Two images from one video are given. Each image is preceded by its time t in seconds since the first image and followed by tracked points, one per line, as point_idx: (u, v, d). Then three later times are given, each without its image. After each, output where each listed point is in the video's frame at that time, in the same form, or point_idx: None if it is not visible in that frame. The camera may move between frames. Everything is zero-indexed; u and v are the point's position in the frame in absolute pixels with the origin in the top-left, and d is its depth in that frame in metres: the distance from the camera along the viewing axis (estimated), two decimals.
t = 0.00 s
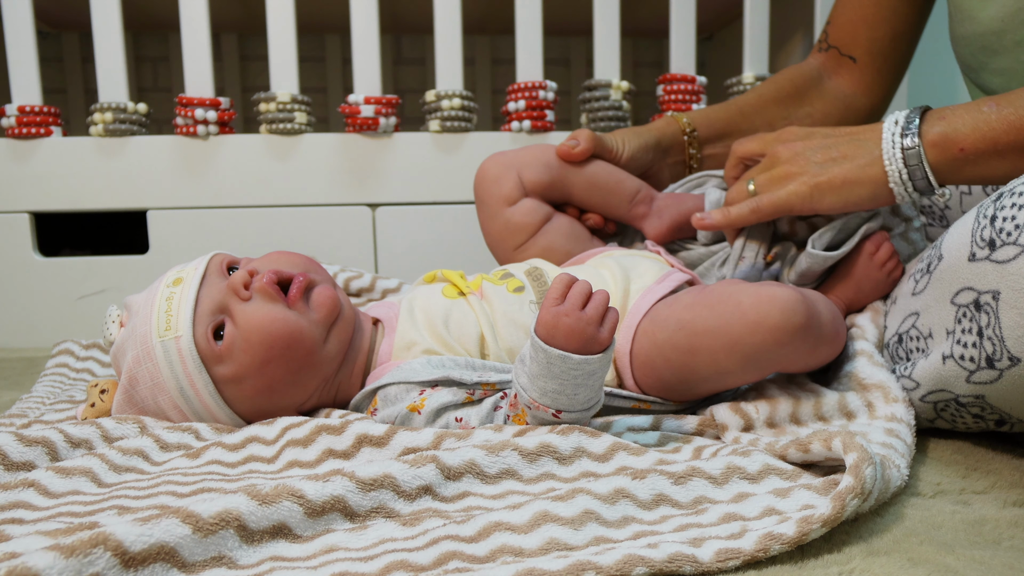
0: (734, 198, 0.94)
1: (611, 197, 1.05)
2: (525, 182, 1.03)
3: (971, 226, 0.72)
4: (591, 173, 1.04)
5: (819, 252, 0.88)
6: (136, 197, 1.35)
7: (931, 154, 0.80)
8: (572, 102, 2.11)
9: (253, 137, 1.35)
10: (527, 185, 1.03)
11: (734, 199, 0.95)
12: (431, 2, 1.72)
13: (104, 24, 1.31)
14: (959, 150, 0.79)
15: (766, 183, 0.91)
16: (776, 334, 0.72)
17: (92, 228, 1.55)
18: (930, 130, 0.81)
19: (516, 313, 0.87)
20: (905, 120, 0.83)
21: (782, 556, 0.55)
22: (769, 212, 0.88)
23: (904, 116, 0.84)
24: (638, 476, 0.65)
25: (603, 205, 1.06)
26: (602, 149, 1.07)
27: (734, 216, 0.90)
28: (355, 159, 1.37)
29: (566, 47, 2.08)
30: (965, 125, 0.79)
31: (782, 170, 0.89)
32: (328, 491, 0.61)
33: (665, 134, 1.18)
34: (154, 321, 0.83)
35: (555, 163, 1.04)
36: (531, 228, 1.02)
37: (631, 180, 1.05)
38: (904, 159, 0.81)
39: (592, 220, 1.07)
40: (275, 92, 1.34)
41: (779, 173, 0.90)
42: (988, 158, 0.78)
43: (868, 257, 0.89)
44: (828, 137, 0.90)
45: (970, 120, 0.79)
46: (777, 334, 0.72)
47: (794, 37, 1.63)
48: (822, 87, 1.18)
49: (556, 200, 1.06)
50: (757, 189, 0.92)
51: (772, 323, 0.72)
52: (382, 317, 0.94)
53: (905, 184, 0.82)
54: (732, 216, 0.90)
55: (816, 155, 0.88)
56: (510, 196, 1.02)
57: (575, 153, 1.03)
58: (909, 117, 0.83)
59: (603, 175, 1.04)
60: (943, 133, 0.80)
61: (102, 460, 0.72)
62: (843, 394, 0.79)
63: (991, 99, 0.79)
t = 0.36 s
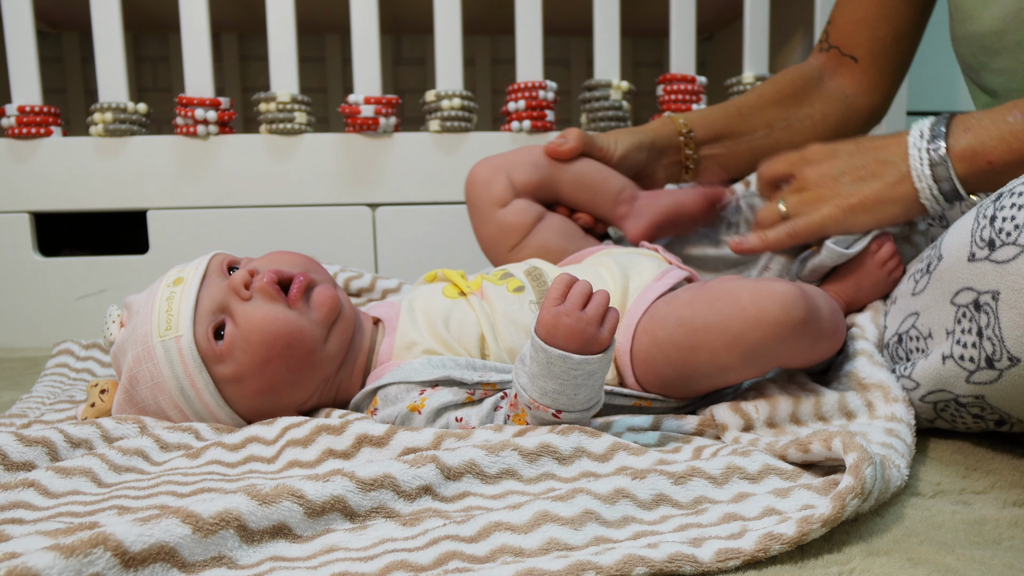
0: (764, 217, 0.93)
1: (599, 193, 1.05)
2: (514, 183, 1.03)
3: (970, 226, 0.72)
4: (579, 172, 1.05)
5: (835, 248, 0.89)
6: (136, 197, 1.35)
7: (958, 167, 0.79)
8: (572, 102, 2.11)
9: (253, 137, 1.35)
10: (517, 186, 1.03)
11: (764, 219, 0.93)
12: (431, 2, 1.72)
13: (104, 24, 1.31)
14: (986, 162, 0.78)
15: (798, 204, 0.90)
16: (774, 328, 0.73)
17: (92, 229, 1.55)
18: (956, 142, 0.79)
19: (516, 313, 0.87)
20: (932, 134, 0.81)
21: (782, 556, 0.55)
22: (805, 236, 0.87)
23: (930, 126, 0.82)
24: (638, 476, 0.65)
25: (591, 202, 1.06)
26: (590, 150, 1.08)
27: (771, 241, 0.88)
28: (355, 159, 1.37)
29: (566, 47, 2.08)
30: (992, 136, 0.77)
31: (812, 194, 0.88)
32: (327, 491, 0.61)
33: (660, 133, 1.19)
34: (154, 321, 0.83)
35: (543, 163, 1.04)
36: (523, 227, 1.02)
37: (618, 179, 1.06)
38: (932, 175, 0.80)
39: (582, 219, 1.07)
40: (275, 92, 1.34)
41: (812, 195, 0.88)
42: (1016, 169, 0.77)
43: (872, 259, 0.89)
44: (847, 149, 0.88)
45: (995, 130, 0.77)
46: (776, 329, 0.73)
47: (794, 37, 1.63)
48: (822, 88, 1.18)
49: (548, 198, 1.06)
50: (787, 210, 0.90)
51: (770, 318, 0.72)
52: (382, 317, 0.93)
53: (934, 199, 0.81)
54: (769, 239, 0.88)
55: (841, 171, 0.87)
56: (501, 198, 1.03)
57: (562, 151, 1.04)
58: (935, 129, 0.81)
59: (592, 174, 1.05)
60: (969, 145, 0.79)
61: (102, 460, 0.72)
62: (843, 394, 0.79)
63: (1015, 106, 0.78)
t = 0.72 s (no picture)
0: (770, 246, 0.97)
1: (600, 176, 1.06)
2: (519, 183, 1.03)
3: (970, 227, 0.72)
4: (575, 159, 1.06)
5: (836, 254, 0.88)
6: (136, 197, 1.35)
7: (957, 182, 0.84)
8: (572, 102, 2.11)
9: (253, 137, 1.35)
10: (521, 184, 1.03)
11: (770, 248, 0.97)
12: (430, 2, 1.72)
13: (104, 24, 1.31)
14: (984, 176, 0.83)
15: (800, 231, 0.94)
16: (780, 342, 0.74)
17: (92, 229, 1.55)
18: (953, 160, 0.84)
19: (518, 314, 0.88)
20: (926, 155, 0.87)
21: (782, 556, 0.55)
22: (810, 257, 0.90)
23: (926, 147, 0.88)
24: (638, 476, 0.65)
25: (595, 188, 1.07)
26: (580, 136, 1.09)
27: (775, 265, 0.91)
28: (355, 159, 1.37)
29: (566, 47, 2.08)
30: (988, 152, 0.82)
31: (815, 218, 0.93)
32: (327, 491, 0.61)
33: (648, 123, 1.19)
34: (154, 321, 0.83)
35: (544, 157, 1.05)
36: (532, 228, 1.02)
37: (612, 154, 1.06)
38: (932, 191, 0.85)
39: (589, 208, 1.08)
40: (275, 92, 1.34)
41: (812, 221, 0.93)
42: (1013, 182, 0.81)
43: (870, 265, 0.88)
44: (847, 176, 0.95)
45: (990, 146, 0.82)
46: (781, 343, 0.74)
47: (794, 37, 1.63)
48: (813, 85, 1.19)
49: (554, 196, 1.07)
50: (790, 236, 0.95)
51: (777, 332, 0.73)
52: (382, 317, 0.93)
53: (935, 213, 0.86)
54: (773, 264, 0.91)
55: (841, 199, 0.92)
56: (507, 199, 1.02)
57: (554, 137, 1.05)
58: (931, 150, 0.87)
59: (586, 156, 1.06)
60: (965, 162, 0.83)
61: (102, 460, 0.72)
62: (843, 394, 0.79)
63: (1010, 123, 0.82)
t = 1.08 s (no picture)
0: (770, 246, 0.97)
1: (638, 174, 1.05)
2: (556, 174, 1.03)
3: (970, 227, 0.72)
4: (615, 155, 1.05)
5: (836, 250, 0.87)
6: (136, 197, 1.35)
7: (947, 174, 0.86)
8: (572, 102, 2.11)
9: (253, 137, 1.35)
10: (557, 175, 1.03)
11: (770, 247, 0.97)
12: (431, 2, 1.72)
13: (104, 24, 1.31)
14: (973, 168, 0.85)
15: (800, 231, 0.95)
16: (786, 360, 0.74)
17: (92, 228, 1.55)
18: (944, 151, 0.87)
19: (519, 314, 0.87)
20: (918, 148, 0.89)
21: (782, 556, 0.55)
22: (813, 255, 0.91)
23: (917, 141, 0.91)
24: (638, 476, 0.65)
25: (632, 185, 1.06)
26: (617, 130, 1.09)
27: (780, 264, 0.91)
28: (355, 159, 1.37)
29: (566, 47, 2.08)
30: (977, 145, 0.85)
31: (813, 217, 0.95)
32: (328, 491, 0.61)
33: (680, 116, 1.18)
34: (154, 321, 0.83)
35: (583, 151, 1.05)
36: (562, 221, 1.03)
37: (652, 155, 1.06)
38: (924, 183, 0.88)
39: (627, 204, 1.07)
40: (275, 92, 1.34)
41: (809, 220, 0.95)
42: (1001, 174, 0.83)
43: (868, 265, 0.87)
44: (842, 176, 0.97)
45: (980, 139, 0.85)
46: (787, 360, 0.74)
47: (794, 38, 1.63)
48: (836, 86, 1.20)
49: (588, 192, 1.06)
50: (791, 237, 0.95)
51: (783, 350, 0.73)
52: (383, 317, 0.93)
53: (926, 203, 0.89)
54: (778, 263, 0.91)
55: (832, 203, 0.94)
56: (540, 188, 1.03)
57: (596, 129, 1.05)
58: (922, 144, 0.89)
59: (627, 153, 1.05)
60: (956, 153, 0.86)
61: (102, 460, 0.72)
62: (844, 397, 0.79)
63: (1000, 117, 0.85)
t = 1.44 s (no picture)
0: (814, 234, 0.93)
1: (697, 153, 1.03)
2: (610, 160, 1.03)
3: (970, 227, 0.72)
4: (671, 140, 1.04)
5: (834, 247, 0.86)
6: (135, 197, 1.35)
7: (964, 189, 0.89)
8: (572, 102, 2.11)
9: (252, 137, 1.35)
10: (612, 163, 1.03)
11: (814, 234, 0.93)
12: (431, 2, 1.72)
13: (104, 24, 1.31)
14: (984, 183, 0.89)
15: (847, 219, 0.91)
16: (791, 370, 0.73)
17: (92, 228, 1.55)
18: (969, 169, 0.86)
19: (522, 312, 0.87)
20: (944, 151, 0.85)
21: (782, 556, 0.55)
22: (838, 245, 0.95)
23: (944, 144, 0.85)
24: (638, 476, 0.65)
25: (693, 165, 1.04)
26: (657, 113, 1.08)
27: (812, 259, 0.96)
28: (355, 158, 1.37)
29: (566, 47, 2.08)
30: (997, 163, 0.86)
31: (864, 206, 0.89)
32: (328, 491, 0.61)
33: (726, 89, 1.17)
34: (155, 321, 0.83)
35: (641, 140, 1.04)
36: (608, 207, 1.03)
37: (707, 129, 1.04)
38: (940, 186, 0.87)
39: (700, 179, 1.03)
40: (275, 92, 1.33)
41: (851, 182, 0.87)
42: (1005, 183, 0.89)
43: (867, 268, 0.87)
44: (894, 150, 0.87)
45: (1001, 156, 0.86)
46: (792, 371, 0.73)
47: (794, 38, 1.63)
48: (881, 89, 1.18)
49: (643, 180, 1.06)
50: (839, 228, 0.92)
51: (787, 360, 0.73)
52: (384, 316, 0.93)
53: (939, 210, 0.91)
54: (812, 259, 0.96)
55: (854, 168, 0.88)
56: (592, 171, 1.03)
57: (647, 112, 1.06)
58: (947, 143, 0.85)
59: (683, 137, 1.04)
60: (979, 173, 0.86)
61: (102, 460, 0.72)
62: (847, 403, 0.78)
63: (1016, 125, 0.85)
